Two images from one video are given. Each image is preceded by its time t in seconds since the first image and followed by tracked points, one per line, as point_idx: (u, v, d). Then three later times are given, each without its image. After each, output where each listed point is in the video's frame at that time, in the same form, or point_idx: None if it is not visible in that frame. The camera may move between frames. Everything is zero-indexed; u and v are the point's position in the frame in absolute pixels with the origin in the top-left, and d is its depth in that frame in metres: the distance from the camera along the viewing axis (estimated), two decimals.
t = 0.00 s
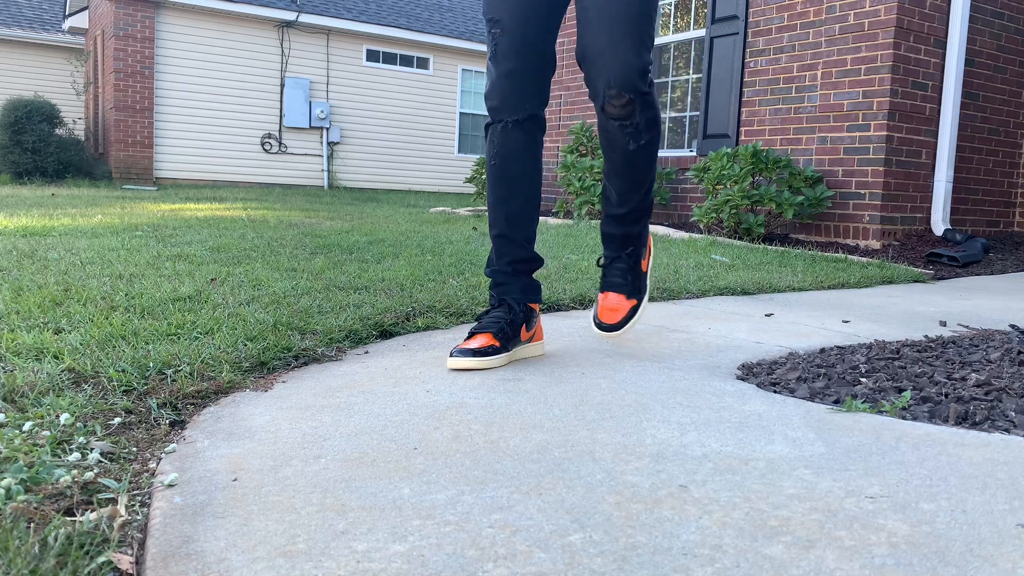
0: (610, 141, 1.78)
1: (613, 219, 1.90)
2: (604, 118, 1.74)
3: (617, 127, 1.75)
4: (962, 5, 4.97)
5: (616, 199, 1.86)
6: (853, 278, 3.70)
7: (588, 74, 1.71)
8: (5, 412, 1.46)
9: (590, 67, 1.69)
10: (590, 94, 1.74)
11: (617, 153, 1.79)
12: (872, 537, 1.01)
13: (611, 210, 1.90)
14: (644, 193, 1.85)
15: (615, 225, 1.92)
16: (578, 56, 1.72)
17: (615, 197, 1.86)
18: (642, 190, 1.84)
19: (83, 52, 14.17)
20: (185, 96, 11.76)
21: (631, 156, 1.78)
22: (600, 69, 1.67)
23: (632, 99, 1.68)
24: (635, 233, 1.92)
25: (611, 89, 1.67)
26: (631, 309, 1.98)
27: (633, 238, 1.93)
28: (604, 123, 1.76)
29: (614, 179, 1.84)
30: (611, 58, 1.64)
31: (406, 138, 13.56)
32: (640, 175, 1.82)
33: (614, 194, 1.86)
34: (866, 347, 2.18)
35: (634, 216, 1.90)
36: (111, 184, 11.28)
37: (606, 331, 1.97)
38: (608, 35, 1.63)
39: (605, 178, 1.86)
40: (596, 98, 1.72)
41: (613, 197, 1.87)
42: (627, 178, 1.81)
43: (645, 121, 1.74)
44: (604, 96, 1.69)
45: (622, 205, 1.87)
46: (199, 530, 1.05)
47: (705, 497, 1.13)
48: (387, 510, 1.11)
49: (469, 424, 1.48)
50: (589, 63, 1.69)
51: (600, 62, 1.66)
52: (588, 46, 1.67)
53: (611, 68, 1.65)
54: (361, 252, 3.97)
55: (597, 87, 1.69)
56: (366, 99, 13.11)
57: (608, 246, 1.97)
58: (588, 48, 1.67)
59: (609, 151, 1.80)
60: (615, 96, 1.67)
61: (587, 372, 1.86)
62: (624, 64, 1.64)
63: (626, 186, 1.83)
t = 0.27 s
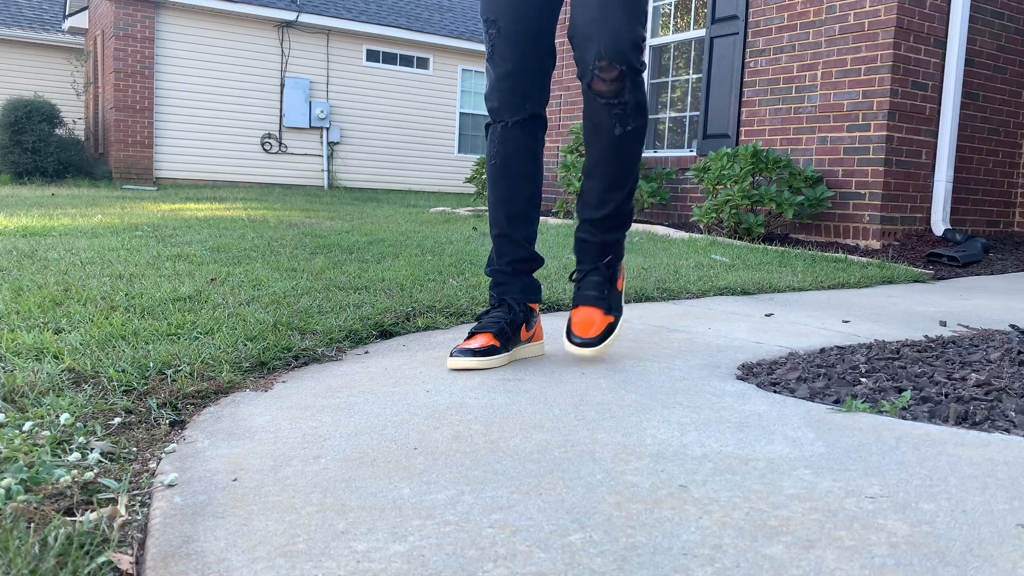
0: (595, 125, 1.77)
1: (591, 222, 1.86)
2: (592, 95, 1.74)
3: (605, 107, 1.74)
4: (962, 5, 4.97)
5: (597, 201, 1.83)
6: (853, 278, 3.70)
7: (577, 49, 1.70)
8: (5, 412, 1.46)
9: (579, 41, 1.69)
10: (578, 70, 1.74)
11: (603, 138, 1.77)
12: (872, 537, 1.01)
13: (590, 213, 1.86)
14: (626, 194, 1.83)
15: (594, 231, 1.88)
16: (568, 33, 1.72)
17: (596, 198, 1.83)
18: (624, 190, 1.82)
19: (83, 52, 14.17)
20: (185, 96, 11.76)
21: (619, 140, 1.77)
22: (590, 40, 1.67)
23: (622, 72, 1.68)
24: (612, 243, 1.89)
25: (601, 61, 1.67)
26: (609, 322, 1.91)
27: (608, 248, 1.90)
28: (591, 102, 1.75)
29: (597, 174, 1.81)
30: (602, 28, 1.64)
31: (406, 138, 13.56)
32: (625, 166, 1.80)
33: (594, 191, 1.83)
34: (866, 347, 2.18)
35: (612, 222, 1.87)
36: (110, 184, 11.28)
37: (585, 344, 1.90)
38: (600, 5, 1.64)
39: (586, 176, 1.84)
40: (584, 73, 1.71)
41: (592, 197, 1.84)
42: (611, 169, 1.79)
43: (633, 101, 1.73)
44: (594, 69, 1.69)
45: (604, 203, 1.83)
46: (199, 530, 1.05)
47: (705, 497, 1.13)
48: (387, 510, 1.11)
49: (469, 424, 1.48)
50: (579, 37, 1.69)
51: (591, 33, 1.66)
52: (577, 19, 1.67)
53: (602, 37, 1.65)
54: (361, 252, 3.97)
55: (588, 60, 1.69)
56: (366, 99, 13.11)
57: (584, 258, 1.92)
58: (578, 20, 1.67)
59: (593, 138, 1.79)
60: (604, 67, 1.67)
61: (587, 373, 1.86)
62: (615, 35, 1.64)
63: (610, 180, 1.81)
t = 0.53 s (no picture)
0: (582, 124, 1.76)
1: (569, 238, 1.81)
2: (582, 88, 1.73)
3: (595, 103, 1.73)
4: (962, 6, 4.97)
5: (577, 215, 1.80)
6: (853, 278, 3.70)
7: (569, 41, 1.71)
8: (5, 412, 1.46)
9: (573, 32, 1.70)
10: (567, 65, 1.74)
11: (589, 138, 1.76)
12: (872, 537, 1.01)
13: (568, 228, 1.81)
14: (609, 206, 1.80)
15: (574, 248, 1.83)
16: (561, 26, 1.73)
17: (577, 209, 1.79)
18: (606, 201, 1.79)
19: (83, 52, 14.17)
20: (185, 96, 11.76)
21: (607, 140, 1.76)
22: (584, 31, 1.68)
23: (614, 65, 1.69)
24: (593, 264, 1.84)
25: (593, 53, 1.68)
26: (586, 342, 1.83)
27: (588, 270, 1.85)
28: (580, 98, 1.74)
29: (580, 181, 1.78)
30: (596, 18, 1.66)
31: (406, 138, 13.56)
32: (611, 171, 1.78)
33: (577, 199, 1.79)
34: (866, 347, 2.18)
35: (592, 239, 1.82)
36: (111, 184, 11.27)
37: (567, 364, 1.77)
38: None
39: (567, 185, 1.80)
40: (574, 66, 1.72)
41: (573, 208, 1.80)
42: (596, 174, 1.77)
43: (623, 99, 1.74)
44: (586, 60, 1.69)
45: (586, 214, 1.79)
46: (199, 530, 1.05)
47: (705, 497, 1.13)
48: (387, 510, 1.11)
49: (469, 424, 1.48)
50: (573, 28, 1.70)
51: (585, 24, 1.68)
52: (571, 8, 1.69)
53: (596, 28, 1.67)
54: (361, 252, 3.97)
55: (580, 50, 1.70)
56: (366, 99, 13.11)
57: (559, 281, 1.86)
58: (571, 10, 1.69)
59: (580, 139, 1.77)
60: (597, 58, 1.68)
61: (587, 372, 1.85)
62: (609, 27, 1.67)
63: (593, 187, 1.78)
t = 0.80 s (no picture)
0: (576, 119, 1.70)
1: (556, 243, 1.73)
2: (582, 80, 1.67)
3: (592, 98, 1.68)
4: (962, 5, 4.97)
5: (567, 218, 1.72)
6: (853, 278, 3.70)
7: (568, 31, 1.66)
8: (5, 412, 1.46)
9: (573, 23, 1.65)
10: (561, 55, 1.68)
11: (584, 135, 1.70)
12: (872, 537, 1.01)
13: (555, 232, 1.73)
14: (596, 210, 1.74)
15: (560, 255, 1.74)
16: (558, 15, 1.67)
17: (567, 211, 1.72)
18: (595, 204, 1.74)
19: (83, 52, 14.17)
20: (185, 96, 11.76)
21: (603, 139, 1.71)
22: (587, 22, 1.64)
23: (616, 62, 1.66)
24: (579, 275, 1.78)
25: (596, 46, 1.64)
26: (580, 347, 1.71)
27: (572, 280, 1.78)
28: (577, 91, 1.68)
29: (573, 181, 1.72)
30: (600, 10, 1.64)
31: (406, 138, 13.56)
32: (603, 171, 1.73)
33: (567, 200, 1.72)
34: (866, 347, 2.18)
35: (577, 245, 1.75)
36: (110, 184, 11.27)
37: (586, 367, 1.64)
38: None
39: (556, 185, 1.73)
40: (572, 58, 1.66)
41: (562, 209, 1.73)
42: (589, 173, 1.71)
43: (619, 98, 1.70)
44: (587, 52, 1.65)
45: (576, 217, 1.72)
46: (200, 530, 1.05)
47: (705, 497, 1.13)
48: (387, 510, 1.11)
49: (469, 424, 1.48)
50: (573, 18, 1.65)
51: (588, 15, 1.64)
52: None
53: (600, 21, 1.64)
54: (361, 252, 3.97)
55: (581, 41, 1.65)
56: (366, 99, 13.11)
57: (544, 292, 1.77)
58: None
59: (574, 136, 1.71)
60: (601, 51, 1.64)
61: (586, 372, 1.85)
62: (612, 23, 1.64)
63: (585, 188, 1.72)
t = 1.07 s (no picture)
0: (573, 114, 1.66)
1: (551, 242, 1.68)
2: (583, 73, 1.63)
3: (591, 93, 1.64)
4: (962, 5, 4.97)
5: (562, 216, 1.67)
6: (853, 278, 3.70)
7: (567, 22, 1.63)
8: (5, 412, 1.46)
9: (573, 16, 1.62)
10: (559, 47, 1.64)
11: (581, 132, 1.66)
12: (872, 537, 1.01)
13: (548, 231, 1.68)
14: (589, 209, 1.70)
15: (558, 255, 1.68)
16: (556, 7, 1.64)
17: (562, 209, 1.67)
18: (589, 204, 1.70)
19: (83, 52, 14.16)
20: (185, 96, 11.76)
21: (600, 137, 1.67)
22: (589, 16, 1.62)
23: (616, 60, 1.64)
24: (575, 278, 1.73)
25: (598, 41, 1.61)
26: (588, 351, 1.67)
27: (567, 282, 1.72)
28: (576, 85, 1.64)
29: (568, 178, 1.67)
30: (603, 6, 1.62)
31: (406, 138, 13.55)
32: (598, 170, 1.69)
33: (563, 197, 1.67)
34: (866, 347, 2.18)
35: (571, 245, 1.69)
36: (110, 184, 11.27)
37: (608, 368, 1.60)
38: None
39: (550, 181, 1.68)
40: (571, 50, 1.62)
41: (556, 206, 1.68)
42: (585, 171, 1.67)
43: (617, 96, 1.67)
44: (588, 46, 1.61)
45: (570, 216, 1.68)
46: (200, 530, 1.05)
47: (705, 497, 1.13)
48: (387, 510, 1.11)
49: (469, 424, 1.48)
50: (574, 11, 1.62)
51: (591, 10, 1.61)
52: None
53: (602, 17, 1.62)
54: (361, 252, 3.97)
55: (582, 33, 1.61)
56: (366, 99, 13.11)
57: (541, 295, 1.70)
58: None
59: (571, 132, 1.66)
60: (603, 46, 1.61)
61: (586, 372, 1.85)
62: (614, 19, 1.62)
63: (581, 185, 1.68)
